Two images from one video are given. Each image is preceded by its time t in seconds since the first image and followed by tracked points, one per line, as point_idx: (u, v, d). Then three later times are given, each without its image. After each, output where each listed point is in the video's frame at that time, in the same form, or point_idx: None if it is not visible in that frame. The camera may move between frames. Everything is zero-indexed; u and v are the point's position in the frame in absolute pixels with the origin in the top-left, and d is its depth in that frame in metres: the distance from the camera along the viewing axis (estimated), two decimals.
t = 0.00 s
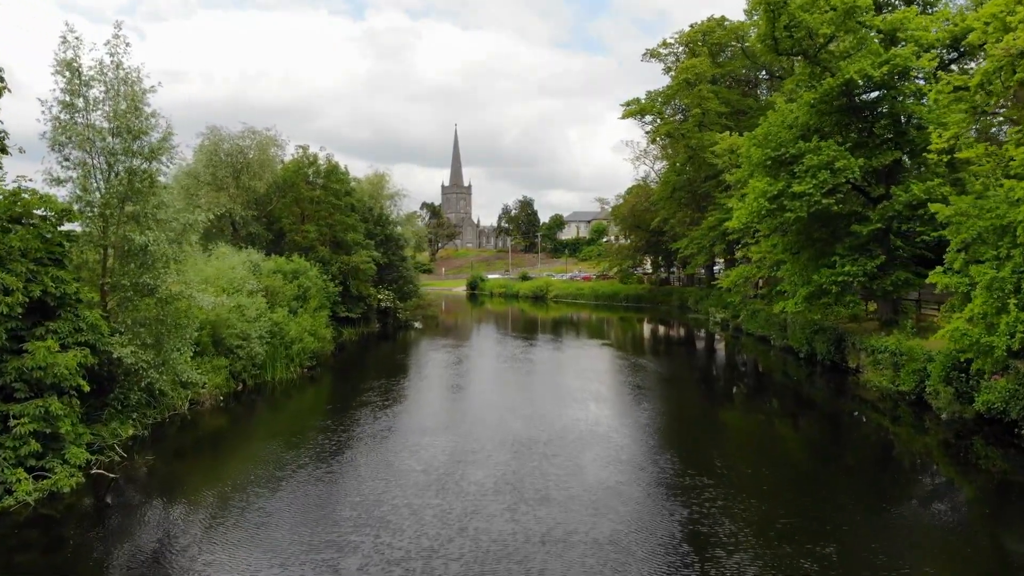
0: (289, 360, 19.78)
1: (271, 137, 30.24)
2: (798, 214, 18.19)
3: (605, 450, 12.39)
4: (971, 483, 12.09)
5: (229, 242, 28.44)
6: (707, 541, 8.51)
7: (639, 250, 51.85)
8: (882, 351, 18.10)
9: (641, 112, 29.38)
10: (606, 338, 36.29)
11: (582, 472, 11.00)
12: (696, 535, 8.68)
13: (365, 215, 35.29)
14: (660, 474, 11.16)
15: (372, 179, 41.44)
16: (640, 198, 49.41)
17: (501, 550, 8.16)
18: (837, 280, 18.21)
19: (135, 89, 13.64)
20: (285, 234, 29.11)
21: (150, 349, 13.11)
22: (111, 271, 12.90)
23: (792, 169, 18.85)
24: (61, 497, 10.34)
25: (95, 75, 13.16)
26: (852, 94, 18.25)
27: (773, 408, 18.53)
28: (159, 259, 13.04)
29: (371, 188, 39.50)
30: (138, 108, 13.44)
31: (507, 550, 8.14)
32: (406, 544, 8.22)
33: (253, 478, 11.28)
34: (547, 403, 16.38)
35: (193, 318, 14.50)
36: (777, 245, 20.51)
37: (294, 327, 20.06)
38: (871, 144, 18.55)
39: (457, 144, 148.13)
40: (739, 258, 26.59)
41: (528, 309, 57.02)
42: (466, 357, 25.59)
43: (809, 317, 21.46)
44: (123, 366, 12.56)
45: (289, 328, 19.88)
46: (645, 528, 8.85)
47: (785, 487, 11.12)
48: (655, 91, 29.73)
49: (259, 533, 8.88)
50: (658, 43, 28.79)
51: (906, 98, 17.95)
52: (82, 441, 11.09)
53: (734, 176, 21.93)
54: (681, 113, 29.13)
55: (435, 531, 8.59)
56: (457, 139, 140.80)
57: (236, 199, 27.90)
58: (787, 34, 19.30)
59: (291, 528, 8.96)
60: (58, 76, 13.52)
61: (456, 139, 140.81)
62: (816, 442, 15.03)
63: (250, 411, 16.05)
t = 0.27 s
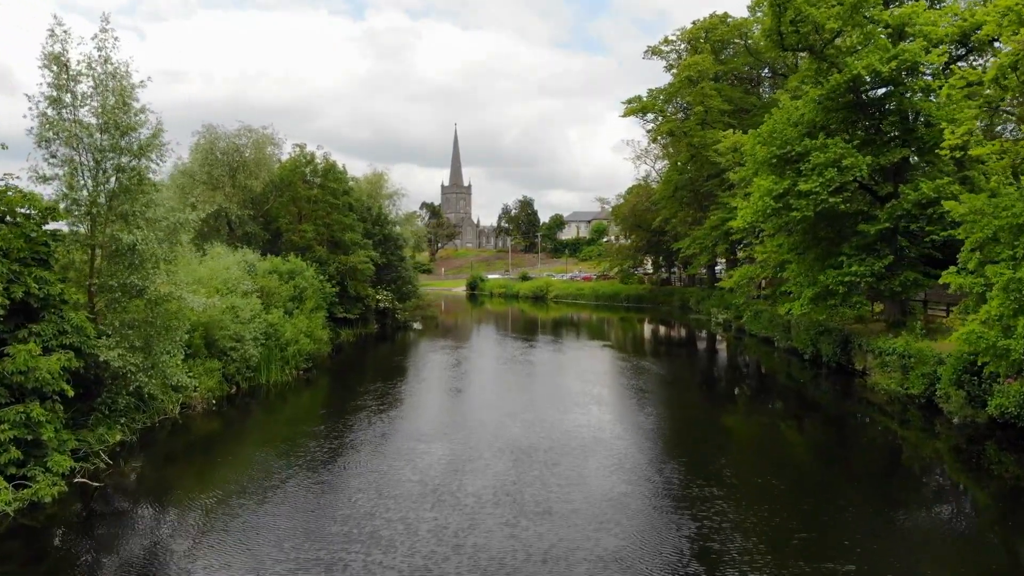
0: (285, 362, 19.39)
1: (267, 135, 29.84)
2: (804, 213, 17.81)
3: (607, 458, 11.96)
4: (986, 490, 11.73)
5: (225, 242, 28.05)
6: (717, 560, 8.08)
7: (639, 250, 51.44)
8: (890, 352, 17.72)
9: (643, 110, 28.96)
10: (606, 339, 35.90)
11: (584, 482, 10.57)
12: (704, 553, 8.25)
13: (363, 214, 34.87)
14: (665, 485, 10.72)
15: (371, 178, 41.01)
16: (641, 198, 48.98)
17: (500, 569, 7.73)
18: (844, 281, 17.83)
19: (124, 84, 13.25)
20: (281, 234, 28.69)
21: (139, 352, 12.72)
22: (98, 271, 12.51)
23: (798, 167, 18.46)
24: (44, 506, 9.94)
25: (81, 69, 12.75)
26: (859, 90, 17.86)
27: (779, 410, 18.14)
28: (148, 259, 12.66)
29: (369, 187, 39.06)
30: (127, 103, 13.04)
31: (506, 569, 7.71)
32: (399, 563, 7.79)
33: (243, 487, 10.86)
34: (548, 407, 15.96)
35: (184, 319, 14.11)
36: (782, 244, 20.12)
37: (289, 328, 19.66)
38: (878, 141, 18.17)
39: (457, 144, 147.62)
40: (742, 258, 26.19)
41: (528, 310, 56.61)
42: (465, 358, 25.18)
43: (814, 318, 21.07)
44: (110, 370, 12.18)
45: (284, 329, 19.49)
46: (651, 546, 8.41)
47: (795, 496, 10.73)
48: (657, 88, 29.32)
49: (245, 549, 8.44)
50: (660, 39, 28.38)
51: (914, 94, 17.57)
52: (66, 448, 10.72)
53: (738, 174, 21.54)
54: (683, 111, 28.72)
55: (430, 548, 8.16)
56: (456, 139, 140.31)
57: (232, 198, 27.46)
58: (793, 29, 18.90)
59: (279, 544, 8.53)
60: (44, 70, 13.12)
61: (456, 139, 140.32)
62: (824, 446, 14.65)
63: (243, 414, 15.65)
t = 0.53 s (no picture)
0: (280, 364, 19.01)
1: (264, 133, 29.47)
2: (811, 212, 17.42)
3: (611, 467, 11.53)
4: (1002, 498, 11.36)
5: (221, 242, 27.68)
6: None
7: (640, 250, 51.06)
8: (899, 355, 17.35)
9: (644, 108, 28.61)
10: (607, 339, 35.49)
11: (587, 494, 10.13)
12: (715, 572, 7.84)
13: (362, 214, 34.51)
14: (672, 497, 10.29)
15: (370, 178, 40.63)
16: (642, 198, 48.61)
17: None
18: (851, 281, 17.43)
19: (113, 79, 12.86)
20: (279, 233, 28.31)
21: (128, 355, 12.34)
22: (85, 272, 12.12)
23: (804, 165, 18.09)
24: (26, 516, 9.57)
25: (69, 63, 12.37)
26: (868, 87, 17.47)
27: (784, 413, 17.77)
28: (138, 259, 12.28)
29: (368, 187, 38.68)
30: (115, 99, 12.64)
31: None
32: None
33: (232, 496, 10.44)
34: (550, 411, 15.56)
35: (175, 321, 13.71)
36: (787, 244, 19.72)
37: (285, 330, 19.28)
38: (887, 138, 17.78)
39: (457, 144, 147.22)
40: (746, 258, 25.80)
41: (528, 310, 56.23)
42: (464, 360, 24.80)
43: (820, 319, 20.69)
44: (97, 373, 11.80)
45: (280, 331, 19.09)
46: (659, 564, 8.00)
47: (806, 507, 10.34)
48: (659, 86, 28.95)
49: (231, 566, 8.03)
50: (662, 36, 28.01)
51: (923, 90, 17.20)
52: (49, 455, 10.34)
53: (742, 173, 21.16)
54: (686, 109, 28.24)
55: (427, 567, 7.74)
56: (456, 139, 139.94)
57: (228, 198, 27.08)
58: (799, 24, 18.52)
59: (266, 562, 8.09)
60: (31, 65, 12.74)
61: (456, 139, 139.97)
62: (833, 451, 14.27)
63: (236, 418, 15.27)
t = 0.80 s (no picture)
0: (275, 366, 18.63)
1: (261, 132, 29.08)
2: (817, 211, 17.05)
3: (615, 477, 11.11)
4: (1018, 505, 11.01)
5: (217, 241, 27.30)
6: None
7: (641, 250, 50.69)
8: (908, 356, 16.98)
9: (646, 105, 28.24)
10: (608, 339, 35.10)
11: (591, 507, 9.70)
12: None
13: (360, 213, 34.12)
14: (679, 509, 9.86)
15: (368, 176, 40.22)
16: (643, 197, 48.23)
17: None
18: (859, 281, 17.05)
19: (102, 75, 12.48)
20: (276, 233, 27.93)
21: (116, 358, 11.96)
22: (71, 272, 11.75)
23: (811, 162, 17.72)
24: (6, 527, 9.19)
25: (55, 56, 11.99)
26: (876, 83, 17.10)
27: (790, 415, 17.41)
28: (126, 259, 11.91)
29: (367, 186, 38.29)
30: (103, 94, 12.25)
31: None
32: None
33: (220, 505, 10.01)
34: (551, 416, 15.15)
35: (165, 323, 13.34)
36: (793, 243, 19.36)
37: (280, 331, 18.90)
38: (895, 135, 17.40)
39: (457, 143, 146.83)
40: (750, 257, 25.43)
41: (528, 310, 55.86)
42: (463, 361, 24.44)
43: (826, 320, 20.33)
44: (83, 377, 11.42)
45: (276, 332, 18.71)
46: None
47: (818, 518, 9.94)
48: (661, 83, 28.58)
49: None
50: (664, 33, 27.63)
51: (932, 86, 16.83)
52: (32, 463, 9.95)
53: (747, 171, 20.79)
54: (688, 107, 27.82)
55: None
56: (456, 138, 139.51)
57: (224, 197, 26.69)
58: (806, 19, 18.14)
59: None
60: (17, 58, 12.36)
61: (456, 138, 139.54)
62: (841, 456, 13.92)
63: (230, 422, 14.89)
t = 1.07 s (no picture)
0: (270, 368, 18.24)
1: (258, 130, 28.68)
2: (825, 209, 16.67)
3: (620, 488, 10.65)
4: None
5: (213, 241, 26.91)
6: None
7: (642, 250, 50.30)
8: (917, 359, 16.61)
9: (648, 103, 27.86)
10: (609, 340, 34.71)
11: (594, 521, 9.24)
12: None
13: (358, 212, 33.72)
14: (686, 522, 9.44)
15: (367, 175, 39.82)
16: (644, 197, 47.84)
17: None
18: (868, 282, 16.67)
19: (89, 69, 12.10)
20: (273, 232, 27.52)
21: (103, 361, 11.59)
22: (56, 271, 11.36)
23: (817, 160, 17.35)
24: None
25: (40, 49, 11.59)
26: (885, 78, 16.72)
27: (797, 418, 17.03)
28: (114, 259, 11.54)
29: (366, 185, 37.88)
30: (89, 89, 11.84)
31: None
32: None
33: (206, 518, 9.56)
34: (552, 422, 14.72)
35: (154, 325, 12.95)
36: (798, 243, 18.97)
37: (275, 332, 18.51)
38: (904, 132, 17.01)
39: (457, 143, 146.42)
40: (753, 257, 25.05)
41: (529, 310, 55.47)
42: (463, 363, 24.05)
43: (832, 321, 19.95)
44: (69, 380, 11.08)
45: (271, 333, 18.32)
46: None
47: (832, 531, 9.55)
48: (664, 80, 28.20)
49: None
50: (667, 29, 27.24)
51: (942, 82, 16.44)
52: (13, 472, 9.58)
53: (752, 168, 20.41)
54: (691, 104, 27.47)
55: None
56: (456, 138, 139.09)
57: (220, 196, 26.28)
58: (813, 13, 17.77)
59: None
60: (1, 51, 11.95)
61: (456, 138, 139.12)
62: (851, 461, 13.55)
63: (222, 425, 14.52)
